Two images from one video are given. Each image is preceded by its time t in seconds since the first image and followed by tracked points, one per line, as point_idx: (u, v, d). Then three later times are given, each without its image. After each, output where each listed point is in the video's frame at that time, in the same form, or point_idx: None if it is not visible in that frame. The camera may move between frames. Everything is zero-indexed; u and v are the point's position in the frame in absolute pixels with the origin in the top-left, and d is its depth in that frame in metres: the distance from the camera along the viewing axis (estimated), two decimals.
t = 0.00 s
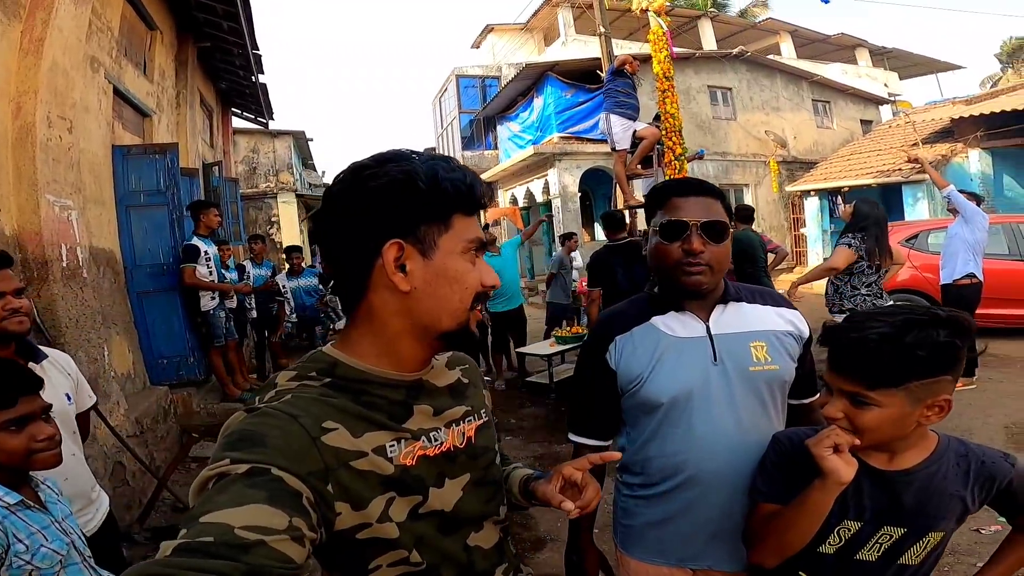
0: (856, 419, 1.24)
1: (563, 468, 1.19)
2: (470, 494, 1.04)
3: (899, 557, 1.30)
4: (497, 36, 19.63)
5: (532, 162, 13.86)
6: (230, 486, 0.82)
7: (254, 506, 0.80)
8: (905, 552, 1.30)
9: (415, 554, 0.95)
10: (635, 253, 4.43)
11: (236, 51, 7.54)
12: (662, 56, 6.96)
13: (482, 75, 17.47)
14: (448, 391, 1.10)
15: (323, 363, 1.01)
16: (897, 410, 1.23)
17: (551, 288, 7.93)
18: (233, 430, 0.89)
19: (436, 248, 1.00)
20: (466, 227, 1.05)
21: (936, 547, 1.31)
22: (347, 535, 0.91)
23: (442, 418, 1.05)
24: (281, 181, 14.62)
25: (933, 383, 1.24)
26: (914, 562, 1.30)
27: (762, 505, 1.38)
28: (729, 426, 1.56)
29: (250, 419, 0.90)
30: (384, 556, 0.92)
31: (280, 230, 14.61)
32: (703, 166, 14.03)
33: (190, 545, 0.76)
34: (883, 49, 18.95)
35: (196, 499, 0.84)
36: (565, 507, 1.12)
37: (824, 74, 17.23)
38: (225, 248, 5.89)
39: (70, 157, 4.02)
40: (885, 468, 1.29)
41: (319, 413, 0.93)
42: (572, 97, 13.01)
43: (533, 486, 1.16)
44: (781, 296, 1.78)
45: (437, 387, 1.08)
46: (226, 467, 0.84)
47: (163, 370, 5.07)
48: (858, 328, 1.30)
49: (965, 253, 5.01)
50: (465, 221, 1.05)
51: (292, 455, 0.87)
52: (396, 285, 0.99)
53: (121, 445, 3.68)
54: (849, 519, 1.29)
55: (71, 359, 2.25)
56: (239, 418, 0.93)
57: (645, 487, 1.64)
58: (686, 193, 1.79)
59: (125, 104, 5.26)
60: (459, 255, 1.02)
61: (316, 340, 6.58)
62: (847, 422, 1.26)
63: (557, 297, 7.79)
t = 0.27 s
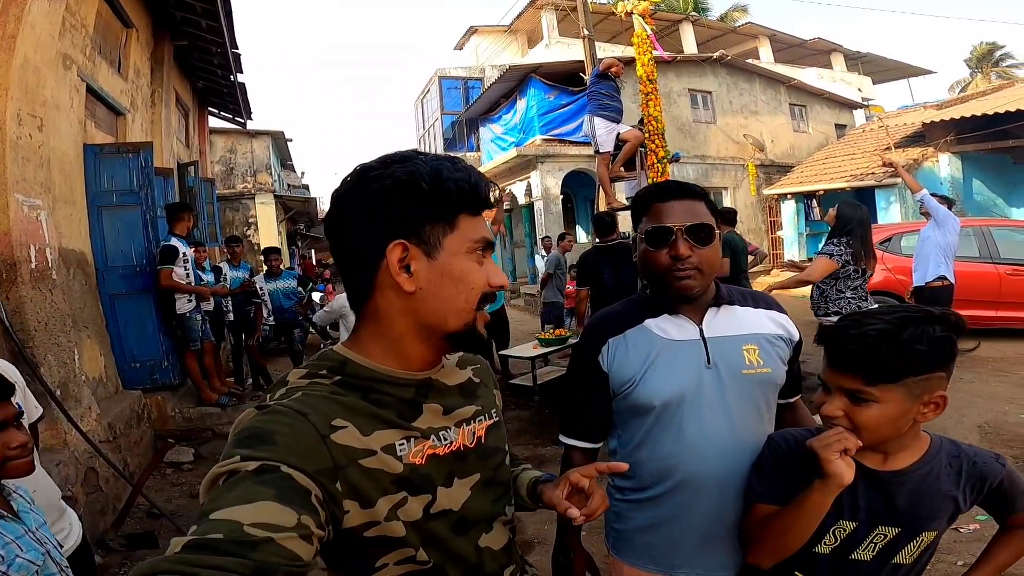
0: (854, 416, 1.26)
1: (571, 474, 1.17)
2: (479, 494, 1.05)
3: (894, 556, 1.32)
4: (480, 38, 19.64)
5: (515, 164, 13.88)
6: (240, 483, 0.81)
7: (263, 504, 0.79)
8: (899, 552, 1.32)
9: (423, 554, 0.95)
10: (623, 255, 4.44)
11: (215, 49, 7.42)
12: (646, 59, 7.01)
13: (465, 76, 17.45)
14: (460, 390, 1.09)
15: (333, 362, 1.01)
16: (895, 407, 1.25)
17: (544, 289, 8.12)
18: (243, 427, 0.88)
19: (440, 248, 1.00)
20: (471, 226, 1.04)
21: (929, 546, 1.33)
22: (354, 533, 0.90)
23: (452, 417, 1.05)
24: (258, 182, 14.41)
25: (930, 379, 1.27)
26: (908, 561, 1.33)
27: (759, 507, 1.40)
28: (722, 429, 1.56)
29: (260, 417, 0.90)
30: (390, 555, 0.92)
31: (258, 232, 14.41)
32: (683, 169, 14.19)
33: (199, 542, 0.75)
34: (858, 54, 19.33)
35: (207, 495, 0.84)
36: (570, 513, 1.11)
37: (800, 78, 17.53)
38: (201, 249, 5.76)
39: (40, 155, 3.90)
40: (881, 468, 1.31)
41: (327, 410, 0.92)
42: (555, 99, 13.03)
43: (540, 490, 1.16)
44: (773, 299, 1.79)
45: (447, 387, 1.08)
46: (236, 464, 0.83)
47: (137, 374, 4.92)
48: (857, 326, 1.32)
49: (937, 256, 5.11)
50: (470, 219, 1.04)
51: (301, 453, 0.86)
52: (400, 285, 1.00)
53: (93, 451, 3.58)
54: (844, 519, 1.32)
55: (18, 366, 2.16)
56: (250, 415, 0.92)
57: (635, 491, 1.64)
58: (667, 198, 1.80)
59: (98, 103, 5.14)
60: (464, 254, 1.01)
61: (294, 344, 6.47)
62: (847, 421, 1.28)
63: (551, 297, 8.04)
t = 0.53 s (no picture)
0: (847, 414, 1.28)
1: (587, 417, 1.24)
2: (477, 497, 1.14)
3: (885, 557, 1.34)
4: (466, 41, 19.66)
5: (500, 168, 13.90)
6: (248, 479, 0.90)
7: (271, 498, 0.88)
8: (890, 552, 1.34)
9: (424, 551, 1.04)
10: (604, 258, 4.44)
11: (197, 49, 7.33)
12: (632, 65, 7.08)
13: (451, 80, 17.44)
14: (462, 390, 1.22)
15: (338, 360, 1.13)
16: (886, 404, 1.28)
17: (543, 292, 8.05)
18: (250, 425, 0.98)
19: (408, 250, 1.11)
20: (442, 222, 1.13)
21: (917, 547, 1.35)
22: (359, 529, 1.00)
23: (455, 418, 1.16)
24: (239, 183, 14.24)
25: (917, 376, 1.30)
26: (900, 562, 1.34)
27: (749, 507, 1.42)
28: (716, 431, 1.57)
29: (267, 415, 0.99)
30: (394, 552, 1.01)
31: (238, 234, 14.23)
32: (665, 174, 14.34)
33: (208, 537, 0.83)
34: (836, 61, 19.69)
35: (215, 490, 0.93)
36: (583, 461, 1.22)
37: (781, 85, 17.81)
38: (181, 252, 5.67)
39: (15, 155, 3.83)
40: (870, 468, 1.33)
41: (333, 410, 1.03)
42: (541, 105, 12.94)
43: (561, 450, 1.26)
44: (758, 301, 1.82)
45: (450, 386, 1.20)
46: (244, 460, 0.92)
47: (111, 377, 4.85)
48: (841, 325, 1.36)
49: (913, 262, 5.20)
50: (441, 218, 1.13)
51: (306, 450, 0.95)
52: (372, 286, 1.13)
53: (67, 456, 3.50)
54: (835, 520, 1.34)
55: None
56: (256, 413, 1.02)
57: (628, 495, 1.65)
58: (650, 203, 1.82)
59: (75, 102, 5.04)
60: (433, 253, 1.11)
61: (276, 347, 6.31)
62: (840, 419, 1.29)
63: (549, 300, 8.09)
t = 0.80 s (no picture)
0: (845, 425, 1.28)
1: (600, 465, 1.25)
2: (482, 506, 1.13)
3: (881, 567, 1.34)
4: (458, 44, 19.65)
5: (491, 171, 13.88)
6: (235, 486, 0.88)
7: (258, 504, 0.85)
8: (887, 562, 1.33)
9: (412, 562, 1.01)
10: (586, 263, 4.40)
11: (185, 49, 7.25)
12: (624, 68, 7.09)
13: (442, 82, 17.39)
14: (457, 399, 1.20)
15: (328, 368, 1.11)
16: (885, 416, 1.27)
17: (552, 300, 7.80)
18: (237, 431, 0.96)
19: (379, 258, 1.10)
20: (412, 228, 1.11)
21: (915, 557, 1.35)
22: (344, 536, 0.97)
23: (448, 427, 1.13)
24: (227, 184, 14.12)
25: (918, 389, 1.29)
26: (897, 571, 1.34)
27: (748, 517, 1.43)
28: (709, 441, 1.56)
29: (254, 421, 0.97)
30: (377, 560, 0.98)
31: (226, 236, 14.10)
32: (656, 178, 14.40)
33: (196, 542, 0.80)
34: (824, 66, 19.87)
35: (202, 497, 0.90)
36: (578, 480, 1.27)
37: (770, 90, 17.95)
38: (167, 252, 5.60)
39: None
40: (868, 478, 1.33)
41: (320, 415, 1.00)
42: (532, 107, 13.01)
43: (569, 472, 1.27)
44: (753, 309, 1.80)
45: (443, 395, 1.18)
46: (230, 467, 0.89)
47: (92, 381, 4.77)
48: (843, 335, 1.34)
49: (900, 267, 5.23)
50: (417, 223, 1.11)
51: (293, 455, 0.93)
52: (353, 295, 1.13)
53: (45, 461, 3.42)
54: (831, 530, 1.34)
55: None
56: (243, 419, 1.00)
57: (620, 506, 1.63)
58: (641, 210, 1.79)
59: (58, 101, 4.95)
60: (403, 261, 1.09)
61: (263, 351, 6.18)
62: (838, 429, 1.29)
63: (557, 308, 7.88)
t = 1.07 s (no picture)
0: (848, 429, 1.29)
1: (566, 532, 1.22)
2: (489, 512, 1.13)
3: (882, 570, 1.34)
4: (452, 48, 19.67)
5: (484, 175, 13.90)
6: (246, 483, 0.91)
7: (269, 502, 0.88)
8: (888, 565, 1.34)
9: (414, 565, 1.01)
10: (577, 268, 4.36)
11: (177, 51, 7.21)
12: (618, 73, 7.15)
13: (436, 86, 17.35)
14: (474, 408, 1.21)
15: (345, 367, 1.14)
16: (887, 421, 1.28)
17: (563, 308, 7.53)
18: (249, 428, 0.99)
19: (364, 265, 1.17)
20: (388, 231, 1.16)
21: (916, 560, 1.36)
22: (348, 534, 0.98)
23: (458, 434, 1.14)
24: (217, 187, 14.03)
25: (921, 397, 1.31)
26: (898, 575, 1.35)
27: (752, 522, 1.43)
28: (708, 446, 1.56)
29: (266, 419, 1.00)
30: (379, 560, 0.99)
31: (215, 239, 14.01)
32: (647, 183, 14.48)
33: (206, 538, 0.84)
34: (814, 72, 20.07)
35: (213, 493, 0.93)
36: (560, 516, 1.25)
37: (761, 96, 18.10)
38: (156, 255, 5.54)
39: None
40: (866, 482, 1.34)
41: (331, 414, 1.02)
42: (525, 111, 13.09)
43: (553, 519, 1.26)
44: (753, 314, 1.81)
45: (461, 402, 1.20)
46: (242, 465, 0.93)
47: (78, 385, 4.68)
48: (850, 339, 1.34)
49: (890, 273, 5.27)
50: (387, 228, 1.16)
51: (302, 455, 0.96)
52: (357, 301, 1.21)
53: (29, 465, 3.36)
54: (833, 534, 1.34)
55: None
56: (256, 416, 1.03)
57: (618, 511, 1.63)
58: (638, 213, 1.79)
59: (48, 102, 4.90)
60: (382, 265, 1.15)
61: (254, 354, 6.17)
62: (840, 434, 1.30)
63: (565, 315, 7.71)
